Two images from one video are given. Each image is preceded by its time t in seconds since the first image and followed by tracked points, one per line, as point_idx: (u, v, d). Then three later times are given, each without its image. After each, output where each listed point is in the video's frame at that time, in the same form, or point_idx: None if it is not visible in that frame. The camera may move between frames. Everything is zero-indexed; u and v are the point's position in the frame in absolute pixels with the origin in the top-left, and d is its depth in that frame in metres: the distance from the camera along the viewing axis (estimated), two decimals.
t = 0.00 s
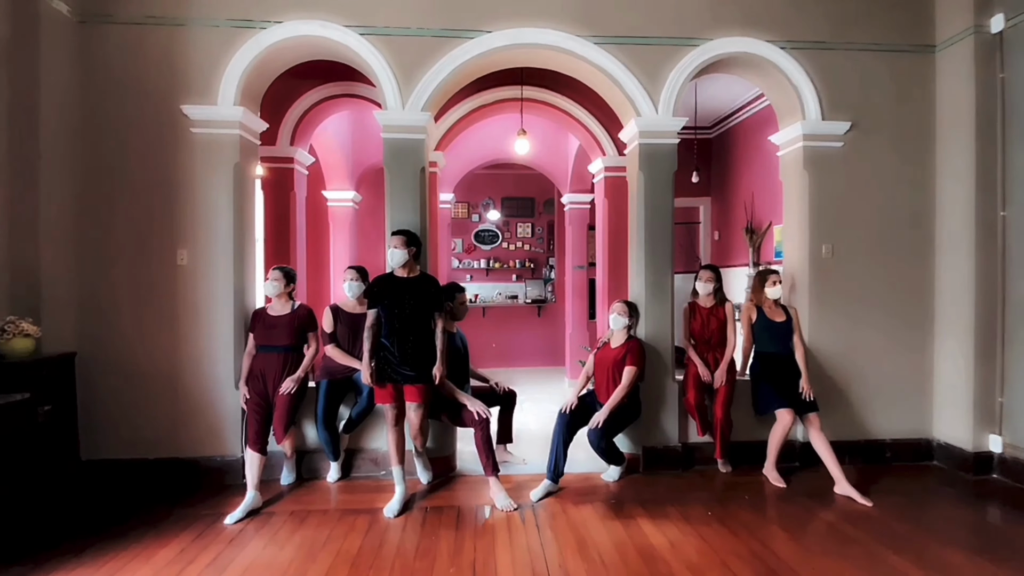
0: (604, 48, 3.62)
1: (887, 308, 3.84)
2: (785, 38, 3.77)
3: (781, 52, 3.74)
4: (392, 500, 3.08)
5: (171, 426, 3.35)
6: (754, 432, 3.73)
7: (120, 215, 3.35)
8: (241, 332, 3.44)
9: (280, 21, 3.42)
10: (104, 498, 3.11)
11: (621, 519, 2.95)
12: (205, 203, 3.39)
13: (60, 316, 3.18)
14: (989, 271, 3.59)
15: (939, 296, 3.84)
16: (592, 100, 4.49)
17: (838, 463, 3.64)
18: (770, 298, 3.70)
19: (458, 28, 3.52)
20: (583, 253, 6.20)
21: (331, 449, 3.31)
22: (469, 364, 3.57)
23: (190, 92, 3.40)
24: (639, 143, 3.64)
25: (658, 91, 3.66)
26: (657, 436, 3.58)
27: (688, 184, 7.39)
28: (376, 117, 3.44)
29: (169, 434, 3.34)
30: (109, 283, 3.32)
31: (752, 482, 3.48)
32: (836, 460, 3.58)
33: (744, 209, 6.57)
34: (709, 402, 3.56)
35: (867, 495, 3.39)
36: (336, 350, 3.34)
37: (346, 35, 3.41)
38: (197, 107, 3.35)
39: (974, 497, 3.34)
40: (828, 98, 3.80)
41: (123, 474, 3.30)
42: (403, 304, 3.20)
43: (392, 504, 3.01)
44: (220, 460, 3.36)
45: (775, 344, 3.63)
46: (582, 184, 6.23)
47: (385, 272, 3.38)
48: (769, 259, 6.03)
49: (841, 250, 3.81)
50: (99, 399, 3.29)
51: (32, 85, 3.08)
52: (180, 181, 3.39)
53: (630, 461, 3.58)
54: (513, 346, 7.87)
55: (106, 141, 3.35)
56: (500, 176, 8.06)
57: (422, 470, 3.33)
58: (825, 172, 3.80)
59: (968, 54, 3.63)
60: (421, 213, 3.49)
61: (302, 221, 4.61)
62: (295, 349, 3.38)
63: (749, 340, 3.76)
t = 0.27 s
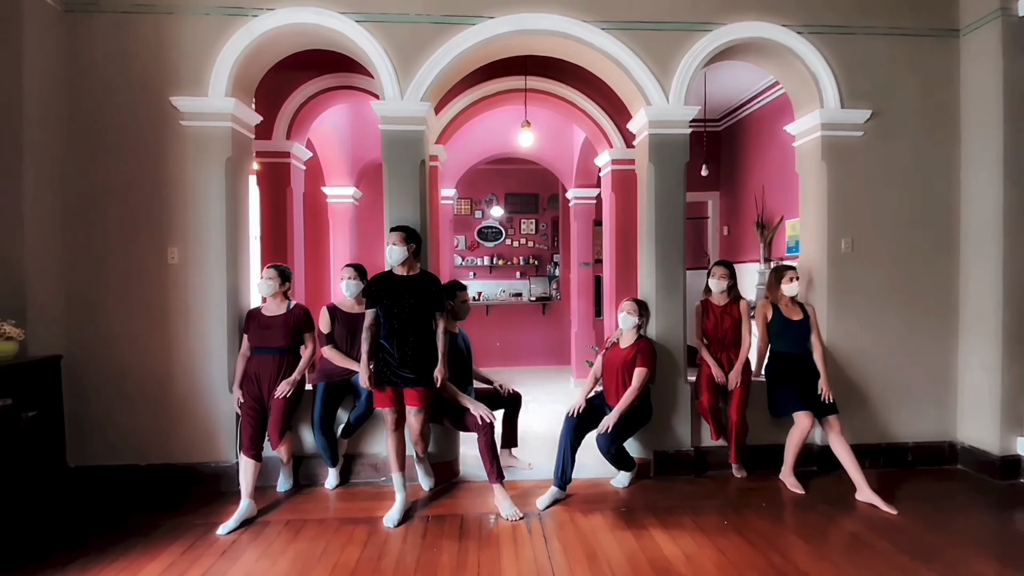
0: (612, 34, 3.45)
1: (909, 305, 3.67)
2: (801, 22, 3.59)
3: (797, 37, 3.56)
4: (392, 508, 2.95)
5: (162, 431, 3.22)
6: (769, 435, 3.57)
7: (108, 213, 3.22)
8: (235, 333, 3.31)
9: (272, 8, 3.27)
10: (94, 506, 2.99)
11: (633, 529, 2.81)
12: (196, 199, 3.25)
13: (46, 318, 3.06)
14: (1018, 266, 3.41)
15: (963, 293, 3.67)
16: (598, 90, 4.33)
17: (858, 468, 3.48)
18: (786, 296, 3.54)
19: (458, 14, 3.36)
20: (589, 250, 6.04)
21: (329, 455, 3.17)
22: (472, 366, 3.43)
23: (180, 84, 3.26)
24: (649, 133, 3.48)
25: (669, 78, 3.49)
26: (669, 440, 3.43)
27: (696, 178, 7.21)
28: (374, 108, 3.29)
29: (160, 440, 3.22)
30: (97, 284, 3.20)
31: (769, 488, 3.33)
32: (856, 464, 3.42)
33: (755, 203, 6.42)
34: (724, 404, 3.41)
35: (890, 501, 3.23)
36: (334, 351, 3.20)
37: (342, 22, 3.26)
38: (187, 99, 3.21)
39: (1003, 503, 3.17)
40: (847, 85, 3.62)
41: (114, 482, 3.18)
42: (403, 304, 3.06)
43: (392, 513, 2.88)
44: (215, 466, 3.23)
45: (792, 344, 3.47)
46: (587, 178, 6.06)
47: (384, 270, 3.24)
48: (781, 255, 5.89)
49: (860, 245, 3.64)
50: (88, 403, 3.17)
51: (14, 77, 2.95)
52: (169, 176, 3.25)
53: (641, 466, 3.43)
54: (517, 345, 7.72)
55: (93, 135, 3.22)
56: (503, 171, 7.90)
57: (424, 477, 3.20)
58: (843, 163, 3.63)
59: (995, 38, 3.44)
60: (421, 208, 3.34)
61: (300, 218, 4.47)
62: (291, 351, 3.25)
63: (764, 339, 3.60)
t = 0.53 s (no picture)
0: (619, 15, 3.29)
1: (931, 298, 3.50)
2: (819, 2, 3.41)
3: (815, 17, 3.38)
4: (391, 512, 2.83)
5: (155, 431, 3.12)
6: (784, 435, 3.43)
7: (96, 206, 3.10)
8: (229, 330, 3.19)
9: None
10: (84, 510, 2.89)
11: (643, 534, 2.67)
12: (186, 191, 3.13)
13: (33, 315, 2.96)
14: None
15: (989, 286, 3.49)
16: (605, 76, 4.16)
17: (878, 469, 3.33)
18: (802, 289, 3.38)
19: None
20: (595, 243, 5.89)
21: (326, 456, 3.06)
22: (474, 363, 3.30)
23: (168, 71, 3.13)
24: (658, 119, 3.32)
25: (680, 61, 3.33)
26: (679, 440, 3.29)
27: (706, 168, 7.03)
28: (370, 94, 3.14)
29: (152, 440, 3.12)
30: (85, 279, 3.09)
31: (784, 490, 3.19)
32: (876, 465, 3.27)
33: (766, 193, 6.25)
34: (737, 403, 3.26)
35: (912, 504, 3.08)
36: (330, 349, 3.08)
37: (336, 4, 3.11)
38: (175, 87, 3.08)
39: None
40: (868, 67, 3.44)
41: (106, 484, 3.08)
42: (401, 299, 2.93)
43: (391, 517, 2.76)
44: (208, 468, 3.13)
45: (808, 340, 3.33)
46: (593, 169, 5.90)
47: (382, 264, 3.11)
48: (793, 247, 5.74)
49: (880, 236, 3.47)
50: (79, 403, 3.08)
51: None
52: (158, 168, 3.13)
53: (650, 467, 3.30)
54: (522, 340, 7.59)
55: (79, 125, 3.10)
56: (507, 164, 7.75)
57: (425, 479, 3.08)
58: (862, 150, 3.46)
59: None
60: (421, 199, 3.20)
61: (297, 212, 4.35)
62: (286, 348, 3.13)
63: (779, 335, 3.45)
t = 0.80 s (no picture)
0: None
1: (955, 292, 3.31)
2: None
3: None
4: (385, 516, 2.70)
5: (142, 431, 3.01)
6: (799, 435, 3.26)
7: (77, 196, 2.97)
8: (217, 326, 3.06)
9: None
10: (68, 512, 2.79)
11: (650, 541, 2.53)
12: (171, 180, 2.99)
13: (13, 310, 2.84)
14: None
15: (1018, 278, 3.29)
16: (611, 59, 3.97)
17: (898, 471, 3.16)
18: (819, 282, 3.21)
19: None
20: (600, 234, 5.72)
21: (318, 457, 2.93)
22: (473, 360, 3.15)
23: (150, 54, 2.98)
24: (668, 102, 3.13)
25: (691, 40, 3.13)
26: (688, 440, 3.14)
27: (715, 157, 6.82)
28: (363, 76, 2.98)
29: (139, 440, 3.00)
30: (68, 273, 2.97)
31: (799, 494, 3.03)
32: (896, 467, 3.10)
33: (778, 182, 6.05)
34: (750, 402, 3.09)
35: (935, 509, 2.91)
36: (322, 345, 2.95)
37: None
38: (158, 71, 2.93)
39: None
40: (892, 46, 3.23)
41: (92, 484, 2.98)
42: (395, 293, 2.78)
43: (384, 522, 2.63)
44: (197, 468, 3.01)
45: (825, 335, 3.16)
46: (598, 159, 5.70)
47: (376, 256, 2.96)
48: (806, 239, 5.55)
49: (902, 225, 3.28)
50: (63, 401, 2.97)
51: None
52: (141, 156, 2.99)
53: (657, 469, 3.15)
54: (525, 335, 7.43)
55: (59, 111, 2.97)
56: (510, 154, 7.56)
57: (421, 481, 2.95)
58: (884, 134, 3.26)
59: None
60: (416, 187, 3.04)
61: (291, 202, 4.20)
62: (277, 345, 3.00)
63: (794, 330, 3.27)
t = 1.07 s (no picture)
0: None
1: (983, 285, 3.10)
2: None
3: None
4: (373, 523, 2.55)
5: (122, 431, 2.88)
6: (813, 437, 3.09)
7: (50, 186, 2.82)
8: (199, 322, 2.91)
9: None
10: (44, 516, 2.67)
11: (655, 552, 2.37)
12: (148, 168, 2.83)
13: None
14: None
15: None
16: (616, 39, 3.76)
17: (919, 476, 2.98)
18: (836, 276, 3.02)
19: None
20: (604, 225, 5.52)
21: (304, 460, 2.78)
22: (469, 358, 2.98)
23: (124, 33, 2.80)
24: (676, 82, 2.92)
25: (701, 15, 2.91)
26: (695, 443, 2.97)
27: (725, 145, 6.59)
28: (349, 55, 2.78)
29: (120, 441, 2.88)
30: (42, 266, 2.82)
31: (814, 500, 2.86)
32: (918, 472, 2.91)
33: (790, 171, 5.83)
34: (761, 403, 2.91)
35: (960, 517, 2.72)
36: (308, 342, 2.79)
37: None
38: (133, 51, 2.77)
39: None
40: (918, 21, 3.00)
41: (71, 487, 2.86)
42: (384, 287, 2.61)
43: (372, 530, 2.48)
44: (180, 470, 2.88)
45: (842, 332, 2.98)
46: (603, 147, 5.49)
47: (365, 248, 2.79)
48: (819, 230, 5.34)
49: (926, 215, 3.07)
50: (40, 401, 2.84)
51: None
52: (117, 143, 2.83)
53: (662, 473, 2.98)
54: (527, 329, 7.26)
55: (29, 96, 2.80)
56: (512, 143, 7.36)
57: (413, 485, 2.80)
58: (908, 117, 3.04)
59: None
60: (407, 175, 2.86)
61: (281, 192, 4.03)
62: (261, 342, 2.85)
63: (809, 327, 3.09)
